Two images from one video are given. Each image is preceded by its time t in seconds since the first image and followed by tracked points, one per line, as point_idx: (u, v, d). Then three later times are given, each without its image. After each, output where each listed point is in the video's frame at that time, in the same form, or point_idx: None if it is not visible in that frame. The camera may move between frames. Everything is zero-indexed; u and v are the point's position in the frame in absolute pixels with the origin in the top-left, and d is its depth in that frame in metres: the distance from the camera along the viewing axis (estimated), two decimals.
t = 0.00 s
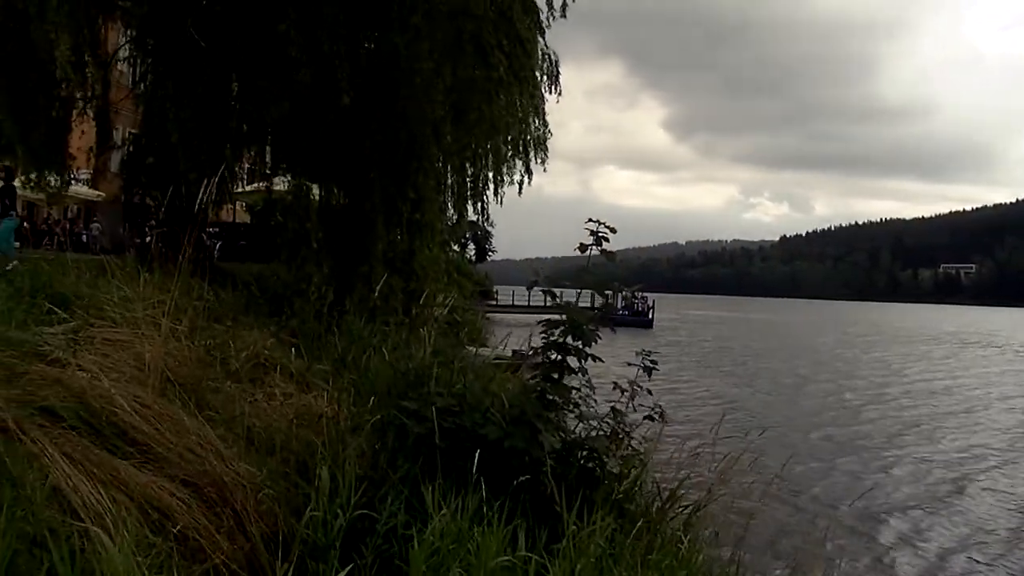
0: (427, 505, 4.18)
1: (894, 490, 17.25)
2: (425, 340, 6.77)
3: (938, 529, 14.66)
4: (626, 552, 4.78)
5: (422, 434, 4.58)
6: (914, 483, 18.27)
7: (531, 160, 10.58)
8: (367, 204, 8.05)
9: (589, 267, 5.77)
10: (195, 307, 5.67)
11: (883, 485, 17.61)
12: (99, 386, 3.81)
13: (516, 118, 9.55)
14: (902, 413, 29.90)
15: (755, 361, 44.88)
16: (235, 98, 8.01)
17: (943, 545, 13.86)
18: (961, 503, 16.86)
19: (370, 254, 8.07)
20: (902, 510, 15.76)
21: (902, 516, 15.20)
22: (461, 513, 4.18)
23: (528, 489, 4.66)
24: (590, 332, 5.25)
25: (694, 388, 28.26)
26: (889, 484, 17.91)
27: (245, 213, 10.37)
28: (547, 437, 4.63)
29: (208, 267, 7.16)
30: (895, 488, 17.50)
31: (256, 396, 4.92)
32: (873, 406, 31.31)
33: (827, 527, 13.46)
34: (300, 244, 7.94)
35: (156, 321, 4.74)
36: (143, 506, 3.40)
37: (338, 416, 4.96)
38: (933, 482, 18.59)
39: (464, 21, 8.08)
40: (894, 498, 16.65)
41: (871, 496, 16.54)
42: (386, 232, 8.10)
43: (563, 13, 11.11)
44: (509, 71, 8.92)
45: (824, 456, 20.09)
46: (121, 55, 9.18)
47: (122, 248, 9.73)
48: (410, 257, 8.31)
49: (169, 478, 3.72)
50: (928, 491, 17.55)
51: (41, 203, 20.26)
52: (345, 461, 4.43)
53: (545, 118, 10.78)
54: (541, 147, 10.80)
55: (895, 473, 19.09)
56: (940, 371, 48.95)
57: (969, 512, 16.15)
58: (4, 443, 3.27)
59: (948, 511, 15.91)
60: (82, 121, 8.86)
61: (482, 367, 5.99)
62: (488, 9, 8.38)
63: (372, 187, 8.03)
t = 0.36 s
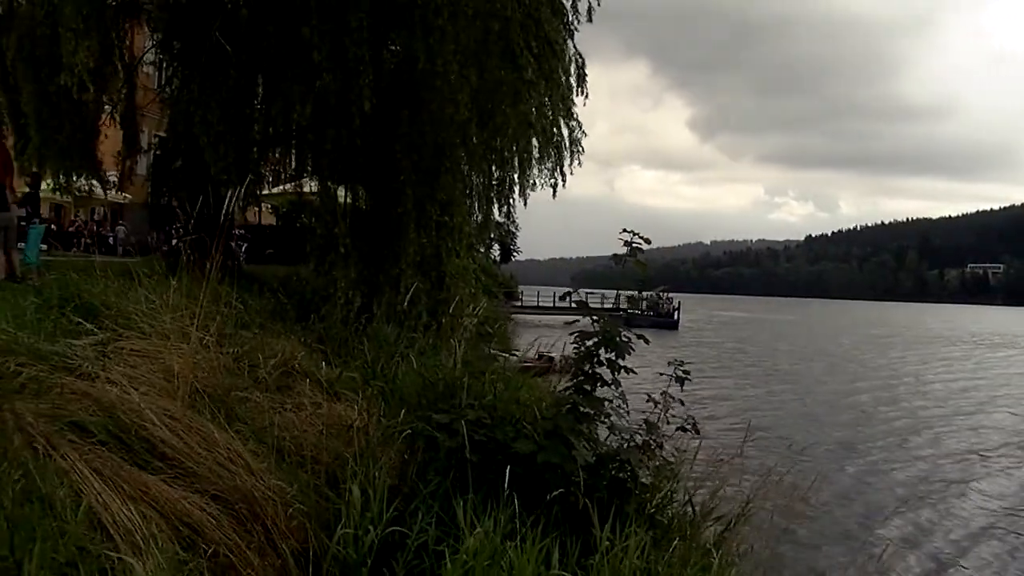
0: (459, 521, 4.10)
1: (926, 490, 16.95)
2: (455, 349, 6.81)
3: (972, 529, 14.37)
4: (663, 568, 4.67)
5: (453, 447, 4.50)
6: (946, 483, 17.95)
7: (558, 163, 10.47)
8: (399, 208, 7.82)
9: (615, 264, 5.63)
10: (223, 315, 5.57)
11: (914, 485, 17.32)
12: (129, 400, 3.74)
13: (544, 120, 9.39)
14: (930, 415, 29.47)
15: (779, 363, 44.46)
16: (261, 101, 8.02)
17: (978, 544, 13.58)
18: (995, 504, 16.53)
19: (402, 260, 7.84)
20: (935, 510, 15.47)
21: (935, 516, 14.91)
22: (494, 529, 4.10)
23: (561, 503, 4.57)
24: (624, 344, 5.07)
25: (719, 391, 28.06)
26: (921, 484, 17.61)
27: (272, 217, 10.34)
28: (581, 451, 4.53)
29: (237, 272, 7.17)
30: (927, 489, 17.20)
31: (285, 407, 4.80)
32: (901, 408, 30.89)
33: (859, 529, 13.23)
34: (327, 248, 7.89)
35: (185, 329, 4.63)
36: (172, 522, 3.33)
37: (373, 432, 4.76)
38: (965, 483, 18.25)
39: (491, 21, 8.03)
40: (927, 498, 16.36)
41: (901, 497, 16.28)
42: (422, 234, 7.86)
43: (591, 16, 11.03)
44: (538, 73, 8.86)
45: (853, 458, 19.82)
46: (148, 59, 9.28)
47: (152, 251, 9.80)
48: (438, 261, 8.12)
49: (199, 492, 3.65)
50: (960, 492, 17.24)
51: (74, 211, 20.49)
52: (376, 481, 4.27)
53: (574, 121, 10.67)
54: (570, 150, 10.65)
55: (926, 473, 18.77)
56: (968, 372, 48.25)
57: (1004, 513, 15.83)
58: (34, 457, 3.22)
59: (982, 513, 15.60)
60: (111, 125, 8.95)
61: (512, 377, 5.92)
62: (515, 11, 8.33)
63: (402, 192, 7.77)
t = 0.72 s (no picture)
0: (495, 537, 4.03)
1: (959, 490, 16.67)
2: (487, 358, 6.81)
3: (1009, 531, 14.11)
4: None
5: (487, 460, 4.43)
6: (979, 484, 17.64)
7: (587, 165, 10.38)
8: (432, 211, 7.64)
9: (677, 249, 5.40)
10: (252, 322, 5.49)
11: (947, 485, 17.03)
12: (161, 413, 3.66)
13: (572, 121, 9.27)
14: (961, 416, 29.03)
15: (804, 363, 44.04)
16: (287, 104, 8.00)
17: (1015, 547, 13.31)
18: None
19: (437, 265, 7.69)
20: (969, 511, 15.19)
21: (970, 516, 14.63)
22: (528, 546, 4.03)
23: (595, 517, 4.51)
24: (659, 356, 4.97)
25: (745, 392, 27.84)
26: (954, 484, 17.31)
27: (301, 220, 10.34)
28: (616, 465, 4.45)
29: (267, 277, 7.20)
30: (960, 489, 16.91)
31: (316, 416, 4.71)
32: (930, 408, 30.45)
33: (892, 526, 12.98)
34: (356, 252, 7.86)
35: (215, 338, 4.54)
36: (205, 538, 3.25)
37: (406, 458, 4.51)
38: (999, 484, 17.92)
39: (515, 22, 7.89)
40: (961, 498, 16.07)
41: (934, 493, 15.98)
42: (456, 239, 7.70)
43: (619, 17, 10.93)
44: (565, 75, 8.76)
45: (883, 456, 19.53)
46: (177, 63, 9.35)
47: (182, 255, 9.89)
48: (467, 266, 7.87)
49: (231, 506, 3.57)
50: (994, 493, 16.92)
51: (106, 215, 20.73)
52: (408, 496, 4.17)
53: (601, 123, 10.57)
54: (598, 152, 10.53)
55: (958, 473, 18.46)
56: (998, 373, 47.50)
57: None
58: (65, 472, 3.15)
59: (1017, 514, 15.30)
60: (139, 128, 9.03)
61: (545, 386, 5.86)
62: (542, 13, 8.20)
63: (433, 196, 7.63)
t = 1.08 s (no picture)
0: (530, 553, 3.96)
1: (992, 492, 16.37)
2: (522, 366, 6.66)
3: None
4: None
5: (523, 471, 4.36)
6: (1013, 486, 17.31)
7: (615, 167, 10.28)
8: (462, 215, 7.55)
9: (705, 250, 5.70)
10: (283, 329, 5.44)
11: (980, 487, 16.73)
12: (194, 425, 3.57)
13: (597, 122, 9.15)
14: (991, 417, 28.57)
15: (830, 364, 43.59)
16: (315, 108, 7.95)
17: None
18: None
19: (467, 268, 7.64)
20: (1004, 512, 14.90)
21: (1005, 517, 14.34)
22: (564, 561, 3.96)
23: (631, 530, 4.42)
24: (695, 366, 4.84)
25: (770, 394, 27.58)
26: (987, 485, 17.00)
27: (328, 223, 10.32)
28: (653, 477, 4.36)
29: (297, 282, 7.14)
30: (994, 490, 16.59)
31: (348, 425, 4.64)
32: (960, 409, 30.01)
33: (926, 527, 12.74)
34: (385, 256, 7.81)
35: (246, 348, 4.45)
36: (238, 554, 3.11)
37: (442, 465, 4.44)
38: None
39: (543, 25, 7.69)
40: (994, 498, 15.77)
41: (968, 495, 15.68)
42: (489, 241, 7.65)
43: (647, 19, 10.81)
44: (592, 78, 8.66)
45: (912, 458, 19.22)
46: (204, 67, 9.37)
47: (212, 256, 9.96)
48: (499, 271, 7.85)
49: (264, 519, 3.42)
50: None
51: (136, 218, 20.93)
52: (443, 508, 4.08)
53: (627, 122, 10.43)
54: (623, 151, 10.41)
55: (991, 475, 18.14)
56: None
57: None
58: (99, 486, 3.07)
59: None
60: (167, 132, 9.07)
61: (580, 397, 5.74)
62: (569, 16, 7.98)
63: (461, 201, 7.54)
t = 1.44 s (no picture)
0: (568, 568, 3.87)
1: None
2: (554, 369, 6.62)
3: None
4: None
5: (561, 482, 4.27)
6: None
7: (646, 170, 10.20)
8: (494, 219, 7.42)
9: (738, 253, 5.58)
10: (315, 335, 5.39)
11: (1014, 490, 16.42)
12: (229, 437, 3.45)
13: (622, 125, 9.11)
14: None
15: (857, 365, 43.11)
16: (343, 110, 8.03)
17: None
18: None
19: (499, 272, 7.52)
20: None
21: None
22: None
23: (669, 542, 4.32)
24: (736, 374, 4.64)
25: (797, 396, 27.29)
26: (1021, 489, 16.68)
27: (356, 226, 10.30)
28: (692, 489, 4.25)
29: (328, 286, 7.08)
30: None
31: (380, 433, 4.58)
32: (990, 411, 29.55)
33: (962, 531, 12.50)
34: (415, 259, 7.74)
35: (280, 357, 4.36)
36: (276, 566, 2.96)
37: (477, 470, 4.43)
38: None
39: (572, 28, 7.61)
40: None
41: (1002, 499, 15.39)
42: (519, 245, 7.52)
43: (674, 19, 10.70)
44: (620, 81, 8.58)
45: (943, 460, 18.92)
46: (233, 72, 9.48)
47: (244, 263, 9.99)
48: (529, 275, 7.77)
49: (300, 531, 3.28)
50: None
51: (167, 222, 21.24)
52: (479, 518, 4.01)
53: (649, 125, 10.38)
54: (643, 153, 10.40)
55: None
56: None
57: None
58: (135, 500, 2.96)
59: None
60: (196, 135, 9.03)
61: (614, 404, 5.66)
62: (596, 20, 7.91)
63: (490, 205, 7.45)
